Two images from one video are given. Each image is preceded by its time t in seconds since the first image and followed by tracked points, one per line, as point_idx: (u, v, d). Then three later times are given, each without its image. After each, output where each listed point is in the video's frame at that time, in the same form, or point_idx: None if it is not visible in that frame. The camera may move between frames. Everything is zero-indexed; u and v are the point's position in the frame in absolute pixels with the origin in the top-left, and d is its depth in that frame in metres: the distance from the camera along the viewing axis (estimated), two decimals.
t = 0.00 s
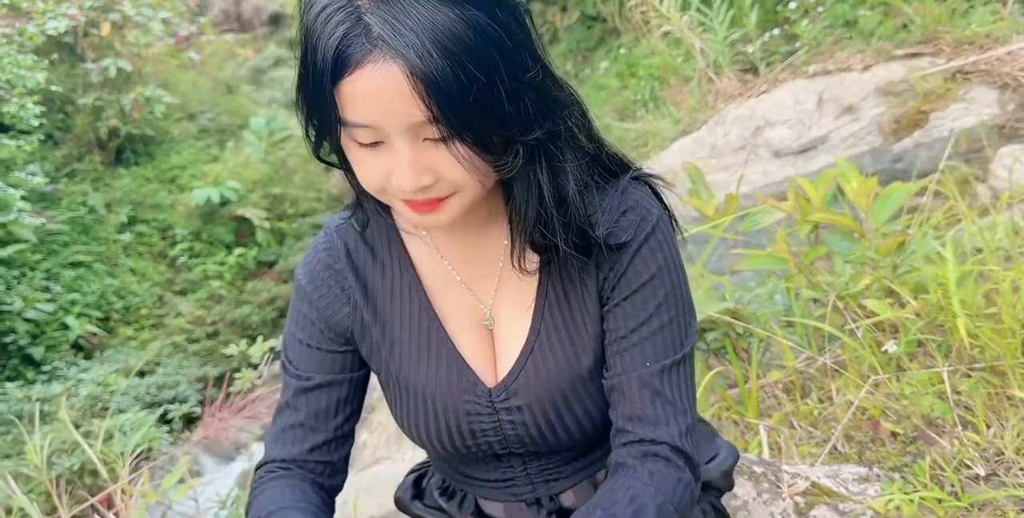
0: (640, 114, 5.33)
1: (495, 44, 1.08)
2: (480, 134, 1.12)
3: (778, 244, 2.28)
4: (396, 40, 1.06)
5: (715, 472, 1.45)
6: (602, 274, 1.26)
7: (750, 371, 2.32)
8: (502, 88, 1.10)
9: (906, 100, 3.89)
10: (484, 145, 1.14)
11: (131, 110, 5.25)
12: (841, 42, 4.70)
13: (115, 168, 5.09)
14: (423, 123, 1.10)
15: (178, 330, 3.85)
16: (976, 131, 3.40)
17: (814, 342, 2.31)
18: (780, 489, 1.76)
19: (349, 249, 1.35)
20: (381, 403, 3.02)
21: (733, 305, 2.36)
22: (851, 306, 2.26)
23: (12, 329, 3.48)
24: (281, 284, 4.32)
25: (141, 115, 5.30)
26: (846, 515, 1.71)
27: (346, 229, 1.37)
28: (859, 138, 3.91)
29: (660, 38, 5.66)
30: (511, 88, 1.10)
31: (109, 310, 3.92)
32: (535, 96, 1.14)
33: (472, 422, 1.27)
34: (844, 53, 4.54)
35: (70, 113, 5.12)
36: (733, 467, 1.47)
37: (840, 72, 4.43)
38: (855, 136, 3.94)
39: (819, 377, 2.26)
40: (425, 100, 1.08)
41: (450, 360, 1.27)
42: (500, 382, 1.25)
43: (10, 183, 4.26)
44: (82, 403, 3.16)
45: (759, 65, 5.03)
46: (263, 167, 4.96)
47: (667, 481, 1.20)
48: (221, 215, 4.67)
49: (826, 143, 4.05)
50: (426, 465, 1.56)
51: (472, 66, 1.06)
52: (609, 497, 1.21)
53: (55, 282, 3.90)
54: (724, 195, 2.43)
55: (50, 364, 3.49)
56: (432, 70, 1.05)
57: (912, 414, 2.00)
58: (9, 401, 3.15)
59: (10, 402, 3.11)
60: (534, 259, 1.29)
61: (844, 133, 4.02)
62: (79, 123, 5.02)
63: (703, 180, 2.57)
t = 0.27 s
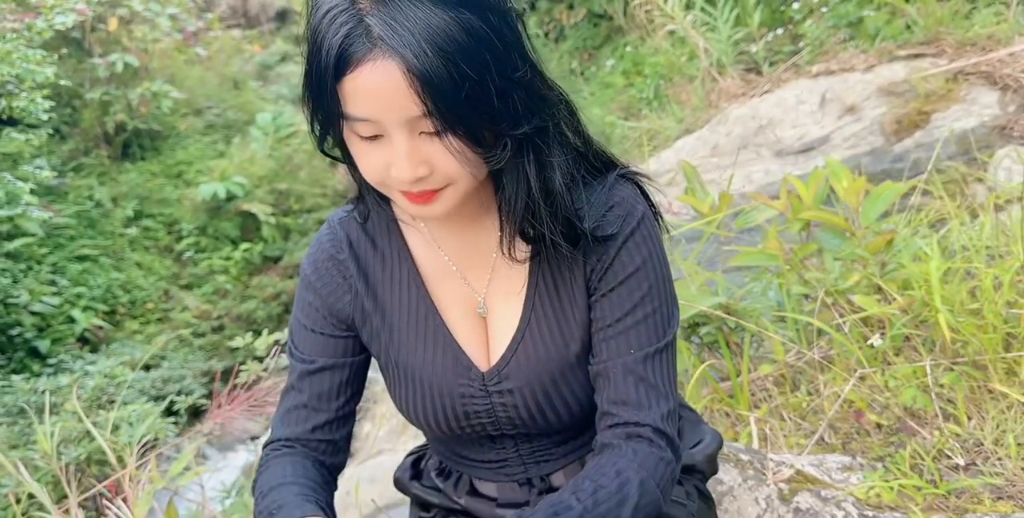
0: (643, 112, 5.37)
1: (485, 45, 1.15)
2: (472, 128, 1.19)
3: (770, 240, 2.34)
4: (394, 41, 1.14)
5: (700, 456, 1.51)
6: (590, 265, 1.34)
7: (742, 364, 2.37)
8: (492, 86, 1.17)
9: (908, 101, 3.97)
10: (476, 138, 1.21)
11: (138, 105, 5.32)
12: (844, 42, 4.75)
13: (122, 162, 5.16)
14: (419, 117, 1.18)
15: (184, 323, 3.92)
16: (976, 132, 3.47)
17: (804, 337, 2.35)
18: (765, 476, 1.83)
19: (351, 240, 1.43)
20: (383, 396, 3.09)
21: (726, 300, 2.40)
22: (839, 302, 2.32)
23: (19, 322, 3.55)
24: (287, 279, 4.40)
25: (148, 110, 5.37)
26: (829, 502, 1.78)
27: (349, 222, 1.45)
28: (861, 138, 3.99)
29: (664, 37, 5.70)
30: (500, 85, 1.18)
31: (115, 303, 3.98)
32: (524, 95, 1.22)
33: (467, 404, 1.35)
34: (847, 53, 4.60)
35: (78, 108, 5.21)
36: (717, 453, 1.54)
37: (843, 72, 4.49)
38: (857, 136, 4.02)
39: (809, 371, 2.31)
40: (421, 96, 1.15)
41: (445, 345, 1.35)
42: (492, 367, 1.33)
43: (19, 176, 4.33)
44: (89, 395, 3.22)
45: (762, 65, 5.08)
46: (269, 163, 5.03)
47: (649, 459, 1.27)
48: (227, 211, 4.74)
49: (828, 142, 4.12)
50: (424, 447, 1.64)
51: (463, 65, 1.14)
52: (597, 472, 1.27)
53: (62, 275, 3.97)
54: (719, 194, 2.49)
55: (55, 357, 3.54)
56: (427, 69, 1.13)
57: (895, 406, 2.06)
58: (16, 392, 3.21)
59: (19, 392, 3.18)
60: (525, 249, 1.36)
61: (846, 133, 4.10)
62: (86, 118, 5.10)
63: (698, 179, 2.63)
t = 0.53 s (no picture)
0: (650, 112, 5.39)
1: (480, 40, 1.22)
2: (467, 119, 1.25)
3: (768, 237, 2.38)
4: (394, 35, 1.20)
5: (692, 442, 1.56)
6: (584, 254, 1.40)
7: (740, 358, 2.40)
8: (487, 78, 1.23)
9: (912, 102, 4.00)
10: (471, 129, 1.27)
11: (149, 101, 5.37)
12: (850, 44, 4.78)
13: (131, 158, 5.22)
14: (417, 108, 1.24)
15: (193, 319, 3.97)
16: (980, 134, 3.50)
17: (801, 332, 2.37)
18: (758, 464, 1.89)
19: (355, 227, 1.49)
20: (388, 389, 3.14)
21: (725, 294, 2.42)
22: (835, 299, 2.36)
23: (29, 316, 3.61)
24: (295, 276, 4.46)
25: (158, 106, 5.42)
26: (820, 491, 1.82)
27: (353, 210, 1.51)
28: (865, 139, 4.02)
29: (670, 37, 5.73)
30: (495, 78, 1.24)
31: (125, 298, 4.04)
32: (518, 88, 1.28)
33: (464, 386, 1.40)
34: (852, 55, 4.63)
35: (88, 103, 5.27)
36: (709, 438, 1.59)
37: (848, 74, 4.53)
38: (861, 137, 4.06)
39: (806, 366, 2.34)
40: (418, 87, 1.21)
41: (443, 328, 1.41)
42: (489, 350, 1.39)
43: (31, 170, 4.39)
44: (98, 388, 3.26)
45: (768, 66, 5.11)
46: (278, 160, 5.08)
47: (638, 440, 1.33)
48: (236, 207, 4.79)
49: (832, 143, 4.15)
50: (425, 432, 1.69)
51: (459, 58, 1.20)
52: (587, 451, 1.33)
53: (72, 270, 4.03)
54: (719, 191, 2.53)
55: (65, 351, 3.59)
56: (424, 61, 1.20)
57: (887, 399, 2.11)
58: (27, 384, 3.25)
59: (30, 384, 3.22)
60: (521, 238, 1.43)
61: (850, 134, 4.14)
62: (97, 113, 5.17)
63: (699, 176, 2.66)
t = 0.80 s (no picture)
0: (658, 113, 5.41)
1: (483, 35, 1.26)
2: (469, 112, 1.30)
3: (769, 234, 2.42)
4: (399, 28, 1.25)
5: (689, 432, 1.59)
6: (584, 247, 1.44)
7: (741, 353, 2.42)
8: (488, 72, 1.28)
9: (918, 104, 4.03)
10: (472, 121, 1.32)
11: (161, 99, 5.42)
12: (858, 45, 4.81)
13: (144, 155, 5.28)
14: (421, 100, 1.28)
15: (204, 315, 4.02)
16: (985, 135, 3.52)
17: (800, 328, 2.41)
18: (755, 456, 1.93)
19: (361, 219, 1.53)
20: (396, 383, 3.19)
21: (727, 291, 2.46)
22: (834, 296, 2.40)
23: (42, 311, 3.66)
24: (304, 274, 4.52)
25: (171, 104, 5.47)
26: (815, 481, 1.87)
27: (360, 202, 1.55)
28: (871, 140, 4.04)
29: (679, 38, 5.76)
30: (496, 72, 1.29)
31: (137, 294, 4.08)
32: (519, 82, 1.33)
33: (466, 374, 1.45)
34: (860, 57, 4.66)
35: (102, 101, 5.33)
36: (705, 429, 1.62)
37: (856, 75, 4.56)
38: (867, 138, 4.08)
39: (805, 362, 2.36)
40: (422, 80, 1.26)
41: (446, 317, 1.45)
42: (491, 339, 1.43)
43: (45, 166, 4.44)
44: (110, 381, 3.31)
45: (776, 67, 5.13)
46: (288, 158, 5.13)
47: (634, 428, 1.38)
48: (247, 205, 4.84)
49: (839, 143, 4.17)
50: (428, 420, 1.73)
51: (462, 51, 1.25)
52: (582, 438, 1.38)
53: (85, 265, 4.08)
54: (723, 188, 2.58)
55: (77, 346, 3.64)
56: (427, 55, 1.24)
57: (883, 394, 2.15)
58: (39, 377, 3.29)
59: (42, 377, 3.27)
60: (523, 229, 1.47)
61: (857, 135, 4.16)
62: (110, 110, 5.23)
63: (703, 174, 2.72)
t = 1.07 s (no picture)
0: (667, 111, 5.42)
1: (488, 32, 1.29)
2: (474, 107, 1.33)
3: (772, 231, 2.44)
4: (407, 27, 1.28)
5: (689, 424, 1.61)
6: (588, 241, 1.48)
7: (742, 347, 2.43)
8: (494, 67, 1.31)
9: (926, 104, 4.05)
10: (477, 116, 1.35)
11: (173, 96, 5.47)
12: (866, 45, 4.82)
13: (156, 151, 5.33)
14: (427, 97, 1.32)
15: (214, 310, 4.06)
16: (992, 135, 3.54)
17: (801, 323, 2.43)
18: (754, 447, 1.97)
19: (369, 213, 1.57)
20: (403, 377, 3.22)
21: (729, 287, 2.48)
22: (835, 291, 2.42)
23: (54, 305, 3.70)
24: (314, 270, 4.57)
25: (183, 101, 5.52)
26: (812, 473, 1.90)
27: (368, 196, 1.59)
28: (879, 139, 4.06)
29: (688, 37, 5.77)
30: (501, 68, 1.32)
31: (148, 289, 4.13)
32: (524, 77, 1.36)
33: (471, 365, 1.48)
34: (868, 56, 4.68)
35: (114, 97, 5.38)
36: (706, 420, 1.65)
37: (864, 74, 4.58)
38: (874, 137, 4.09)
39: (805, 357, 2.39)
40: (429, 77, 1.30)
41: (452, 309, 1.49)
42: (495, 330, 1.47)
43: (58, 161, 4.49)
44: (121, 374, 3.35)
45: (785, 66, 5.15)
46: (299, 155, 5.18)
47: (635, 417, 1.41)
48: (258, 201, 4.88)
49: (846, 142, 4.19)
50: (433, 411, 1.76)
51: (468, 49, 1.28)
52: (583, 427, 1.40)
53: (97, 260, 4.13)
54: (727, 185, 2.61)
55: (89, 339, 3.68)
56: (434, 52, 1.28)
57: (883, 388, 2.18)
58: (51, 369, 3.33)
59: (53, 369, 3.30)
60: (527, 223, 1.51)
61: (864, 134, 4.18)
62: (123, 107, 5.28)
63: (708, 172, 2.74)
